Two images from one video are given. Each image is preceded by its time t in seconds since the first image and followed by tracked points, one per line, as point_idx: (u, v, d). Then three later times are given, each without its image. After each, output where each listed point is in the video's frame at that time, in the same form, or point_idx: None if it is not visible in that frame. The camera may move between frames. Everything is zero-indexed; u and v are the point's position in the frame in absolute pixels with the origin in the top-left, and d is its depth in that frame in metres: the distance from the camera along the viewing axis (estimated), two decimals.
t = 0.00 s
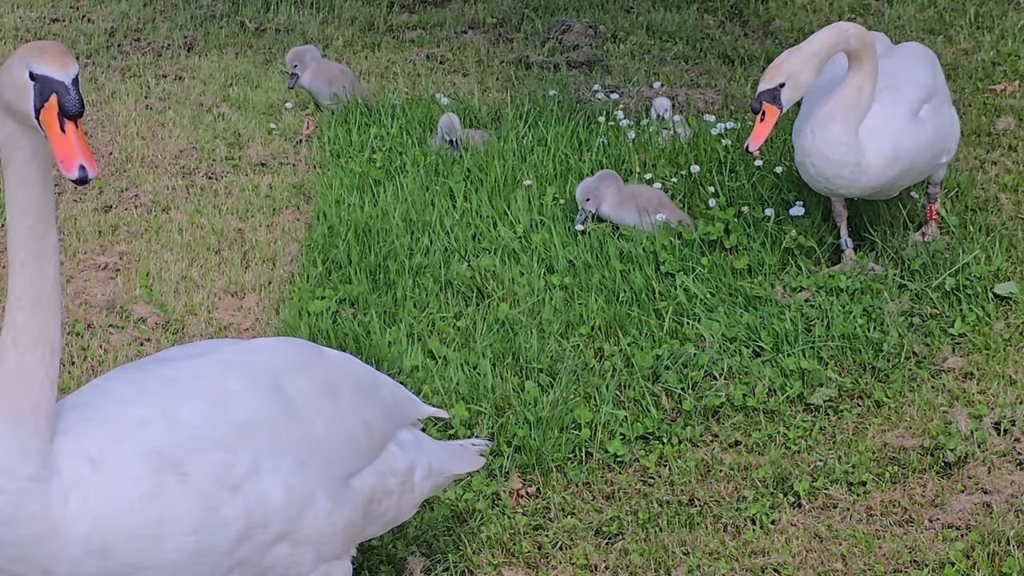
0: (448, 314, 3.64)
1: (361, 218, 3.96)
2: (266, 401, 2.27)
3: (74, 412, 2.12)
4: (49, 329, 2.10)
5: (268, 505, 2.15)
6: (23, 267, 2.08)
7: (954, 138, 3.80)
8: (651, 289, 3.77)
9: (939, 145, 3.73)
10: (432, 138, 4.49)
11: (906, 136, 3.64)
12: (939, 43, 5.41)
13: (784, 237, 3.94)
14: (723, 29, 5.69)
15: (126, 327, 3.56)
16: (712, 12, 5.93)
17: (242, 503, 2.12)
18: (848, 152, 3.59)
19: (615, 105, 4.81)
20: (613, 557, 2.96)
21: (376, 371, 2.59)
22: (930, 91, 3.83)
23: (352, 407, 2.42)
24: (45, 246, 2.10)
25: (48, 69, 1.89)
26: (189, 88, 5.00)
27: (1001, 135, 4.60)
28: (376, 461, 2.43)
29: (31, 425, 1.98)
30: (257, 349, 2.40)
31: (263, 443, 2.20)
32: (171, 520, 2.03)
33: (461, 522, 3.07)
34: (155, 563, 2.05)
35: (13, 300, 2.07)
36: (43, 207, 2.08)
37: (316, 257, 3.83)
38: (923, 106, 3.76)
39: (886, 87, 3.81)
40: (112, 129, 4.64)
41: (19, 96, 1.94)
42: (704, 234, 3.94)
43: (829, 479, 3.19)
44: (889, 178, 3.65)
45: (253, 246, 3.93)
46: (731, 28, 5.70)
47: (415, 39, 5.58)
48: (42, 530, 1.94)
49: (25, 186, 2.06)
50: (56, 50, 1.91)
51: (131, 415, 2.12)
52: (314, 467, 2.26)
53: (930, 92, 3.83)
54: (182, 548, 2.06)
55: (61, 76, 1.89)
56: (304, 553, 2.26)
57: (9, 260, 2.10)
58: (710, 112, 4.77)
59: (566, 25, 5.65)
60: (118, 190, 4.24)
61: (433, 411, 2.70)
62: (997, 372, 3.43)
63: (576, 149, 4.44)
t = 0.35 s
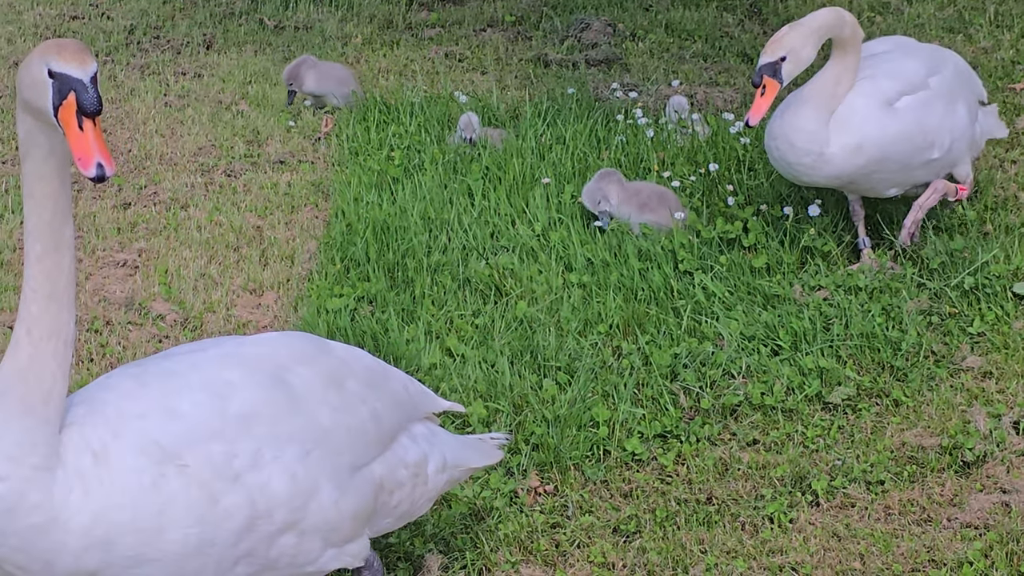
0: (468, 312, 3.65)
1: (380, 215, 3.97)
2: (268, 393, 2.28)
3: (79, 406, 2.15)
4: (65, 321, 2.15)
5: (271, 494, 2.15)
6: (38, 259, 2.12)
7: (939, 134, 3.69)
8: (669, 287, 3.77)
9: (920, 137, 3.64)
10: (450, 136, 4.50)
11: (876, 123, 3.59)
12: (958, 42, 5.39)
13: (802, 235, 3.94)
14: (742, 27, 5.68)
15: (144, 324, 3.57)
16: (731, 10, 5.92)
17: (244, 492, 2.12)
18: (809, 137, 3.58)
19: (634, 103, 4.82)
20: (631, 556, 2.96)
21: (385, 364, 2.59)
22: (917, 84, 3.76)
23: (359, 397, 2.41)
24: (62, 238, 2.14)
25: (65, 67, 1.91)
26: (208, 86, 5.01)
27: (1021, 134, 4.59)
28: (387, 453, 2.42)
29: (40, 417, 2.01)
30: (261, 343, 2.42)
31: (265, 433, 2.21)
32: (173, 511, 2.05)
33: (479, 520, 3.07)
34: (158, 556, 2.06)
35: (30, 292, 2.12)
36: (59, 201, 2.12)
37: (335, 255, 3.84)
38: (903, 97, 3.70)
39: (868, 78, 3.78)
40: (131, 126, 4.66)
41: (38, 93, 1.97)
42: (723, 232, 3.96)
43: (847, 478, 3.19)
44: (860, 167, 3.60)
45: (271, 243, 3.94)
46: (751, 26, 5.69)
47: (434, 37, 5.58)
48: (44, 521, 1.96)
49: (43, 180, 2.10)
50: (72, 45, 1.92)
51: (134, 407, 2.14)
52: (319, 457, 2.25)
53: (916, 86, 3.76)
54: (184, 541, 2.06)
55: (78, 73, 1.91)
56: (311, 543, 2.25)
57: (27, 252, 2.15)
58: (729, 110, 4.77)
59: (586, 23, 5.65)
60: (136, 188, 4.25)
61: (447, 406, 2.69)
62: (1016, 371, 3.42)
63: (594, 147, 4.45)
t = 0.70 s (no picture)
0: (483, 307, 3.65)
1: (393, 211, 3.98)
2: (278, 389, 2.25)
3: (89, 397, 2.14)
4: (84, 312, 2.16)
5: (277, 491, 2.12)
6: (61, 249, 2.13)
7: (951, 150, 3.63)
8: (683, 283, 3.77)
9: (927, 150, 3.60)
10: (464, 132, 4.51)
11: (885, 129, 3.56)
12: (973, 38, 5.38)
13: (816, 231, 3.96)
14: (756, 23, 5.68)
15: (159, 319, 3.57)
16: (745, 6, 5.92)
17: (250, 488, 2.09)
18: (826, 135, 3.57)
19: (648, 99, 4.81)
20: (645, 551, 2.96)
21: (401, 365, 2.57)
22: (940, 95, 3.67)
23: (371, 398, 2.39)
24: (84, 230, 2.15)
25: (76, 63, 1.91)
26: (222, 82, 5.02)
27: None
28: (399, 455, 2.39)
29: (53, 406, 2.02)
30: (275, 340, 2.40)
31: (273, 429, 2.18)
32: (178, 505, 2.03)
33: (492, 516, 3.08)
34: (162, 549, 2.04)
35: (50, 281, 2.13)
36: (81, 192, 2.13)
37: (349, 250, 3.84)
38: (921, 106, 3.63)
39: (890, 79, 3.71)
40: (145, 122, 4.67)
41: (51, 88, 1.97)
42: (736, 228, 3.95)
43: (862, 474, 3.19)
44: (864, 169, 3.60)
45: (285, 239, 3.95)
46: (765, 22, 5.69)
47: (448, 34, 5.58)
48: (50, 508, 1.96)
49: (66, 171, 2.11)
50: (82, 40, 1.93)
51: (144, 400, 2.12)
52: (328, 455, 2.22)
53: (939, 98, 3.67)
54: (187, 535, 2.04)
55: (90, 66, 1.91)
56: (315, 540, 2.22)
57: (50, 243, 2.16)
58: (743, 106, 4.76)
59: (599, 19, 5.69)
60: (150, 183, 4.25)
61: (465, 410, 2.66)
62: None
63: (607, 144, 4.45)
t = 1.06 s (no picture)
0: (495, 301, 3.65)
1: (405, 206, 3.99)
2: (303, 402, 2.17)
3: (110, 394, 2.06)
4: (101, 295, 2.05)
5: (292, 510, 2.04)
6: (76, 231, 2.02)
7: (1001, 174, 3.61)
8: (695, 277, 3.78)
9: (982, 176, 3.56)
10: (475, 127, 4.52)
11: (945, 161, 3.51)
12: (985, 30, 5.36)
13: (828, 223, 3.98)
14: (768, 17, 5.68)
15: (171, 313, 3.58)
16: None
17: (265, 504, 2.01)
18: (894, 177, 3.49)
19: (660, 93, 4.81)
20: (657, 544, 2.96)
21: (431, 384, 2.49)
22: (990, 115, 3.63)
23: (397, 417, 2.31)
24: (100, 210, 2.03)
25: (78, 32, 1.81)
26: (234, 77, 5.03)
27: None
28: (419, 479, 2.32)
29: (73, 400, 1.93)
30: (307, 349, 2.31)
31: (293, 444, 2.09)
32: (192, 512, 1.94)
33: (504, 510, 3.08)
34: (170, 555, 1.96)
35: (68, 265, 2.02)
36: (94, 169, 2.01)
37: (361, 245, 3.85)
38: (975, 131, 3.58)
39: (941, 104, 3.64)
40: (157, 117, 4.67)
41: (55, 58, 1.87)
42: (748, 221, 3.95)
43: (874, 467, 3.19)
44: (921, 200, 3.55)
45: (297, 233, 3.96)
46: (777, 16, 5.69)
47: (459, 28, 5.59)
48: (62, 504, 1.87)
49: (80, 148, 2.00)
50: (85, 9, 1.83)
51: (166, 402, 2.04)
52: (347, 476, 2.15)
53: (989, 118, 3.62)
54: (197, 544, 1.96)
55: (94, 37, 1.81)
56: (322, 568, 2.13)
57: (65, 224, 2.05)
58: (755, 100, 4.76)
59: (611, 13, 5.67)
60: (162, 178, 4.26)
61: (491, 434, 2.59)
62: None
63: (619, 138, 4.45)
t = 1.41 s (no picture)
0: (506, 301, 3.66)
1: (415, 206, 4.01)
2: (334, 422, 2.17)
3: (137, 405, 2.06)
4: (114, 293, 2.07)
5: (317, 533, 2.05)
6: (83, 229, 2.04)
7: None
8: (705, 276, 3.78)
9: None
10: (485, 127, 4.53)
11: (1001, 173, 3.54)
12: (995, 28, 5.35)
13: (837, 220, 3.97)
14: (778, 16, 5.68)
15: (181, 314, 3.59)
16: None
17: (290, 526, 2.03)
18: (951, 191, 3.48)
19: (669, 92, 4.81)
20: (667, 544, 2.96)
21: (457, 405, 2.50)
22: None
23: (423, 438, 2.32)
24: (103, 204, 2.05)
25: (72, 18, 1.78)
26: (243, 78, 5.04)
27: None
28: (440, 502, 2.33)
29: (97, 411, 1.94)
30: (341, 364, 2.31)
31: (323, 466, 2.10)
32: (216, 531, 1.95)
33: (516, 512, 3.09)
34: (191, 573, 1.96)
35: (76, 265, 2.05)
36: (95, 164, 2.02)
37: (371, 245, 3.86)
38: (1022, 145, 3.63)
39: (992, 116, 3.67)
40: (168, 118, 4.69)
41: (52, 45, 1.85)
42: (759, 220, 3.95)
43: (885, 467, 3.19)
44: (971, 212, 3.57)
45: (307, 234, 3.97)
46: (786, 14, 5.68)
47: (469, 28, 5.59)
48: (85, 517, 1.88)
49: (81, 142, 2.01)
50: None
51: (195, 417, 2.05)
52: (373, 500, 2.16)
53: None
54: (220, 563, 1.97)
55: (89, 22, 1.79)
56: None
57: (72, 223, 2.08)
58: (764, 98, 4.76)
59: (621, 12, 5.66)
60: (173, 179, 4.27)
61: (511, 455, 2.60)
62: None
63: (628, 137, 4.45)
